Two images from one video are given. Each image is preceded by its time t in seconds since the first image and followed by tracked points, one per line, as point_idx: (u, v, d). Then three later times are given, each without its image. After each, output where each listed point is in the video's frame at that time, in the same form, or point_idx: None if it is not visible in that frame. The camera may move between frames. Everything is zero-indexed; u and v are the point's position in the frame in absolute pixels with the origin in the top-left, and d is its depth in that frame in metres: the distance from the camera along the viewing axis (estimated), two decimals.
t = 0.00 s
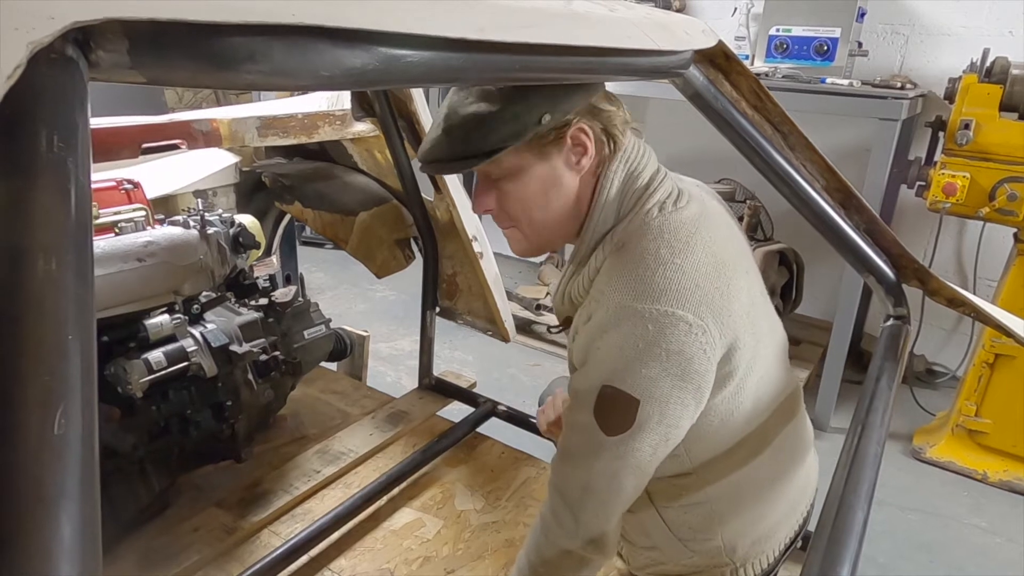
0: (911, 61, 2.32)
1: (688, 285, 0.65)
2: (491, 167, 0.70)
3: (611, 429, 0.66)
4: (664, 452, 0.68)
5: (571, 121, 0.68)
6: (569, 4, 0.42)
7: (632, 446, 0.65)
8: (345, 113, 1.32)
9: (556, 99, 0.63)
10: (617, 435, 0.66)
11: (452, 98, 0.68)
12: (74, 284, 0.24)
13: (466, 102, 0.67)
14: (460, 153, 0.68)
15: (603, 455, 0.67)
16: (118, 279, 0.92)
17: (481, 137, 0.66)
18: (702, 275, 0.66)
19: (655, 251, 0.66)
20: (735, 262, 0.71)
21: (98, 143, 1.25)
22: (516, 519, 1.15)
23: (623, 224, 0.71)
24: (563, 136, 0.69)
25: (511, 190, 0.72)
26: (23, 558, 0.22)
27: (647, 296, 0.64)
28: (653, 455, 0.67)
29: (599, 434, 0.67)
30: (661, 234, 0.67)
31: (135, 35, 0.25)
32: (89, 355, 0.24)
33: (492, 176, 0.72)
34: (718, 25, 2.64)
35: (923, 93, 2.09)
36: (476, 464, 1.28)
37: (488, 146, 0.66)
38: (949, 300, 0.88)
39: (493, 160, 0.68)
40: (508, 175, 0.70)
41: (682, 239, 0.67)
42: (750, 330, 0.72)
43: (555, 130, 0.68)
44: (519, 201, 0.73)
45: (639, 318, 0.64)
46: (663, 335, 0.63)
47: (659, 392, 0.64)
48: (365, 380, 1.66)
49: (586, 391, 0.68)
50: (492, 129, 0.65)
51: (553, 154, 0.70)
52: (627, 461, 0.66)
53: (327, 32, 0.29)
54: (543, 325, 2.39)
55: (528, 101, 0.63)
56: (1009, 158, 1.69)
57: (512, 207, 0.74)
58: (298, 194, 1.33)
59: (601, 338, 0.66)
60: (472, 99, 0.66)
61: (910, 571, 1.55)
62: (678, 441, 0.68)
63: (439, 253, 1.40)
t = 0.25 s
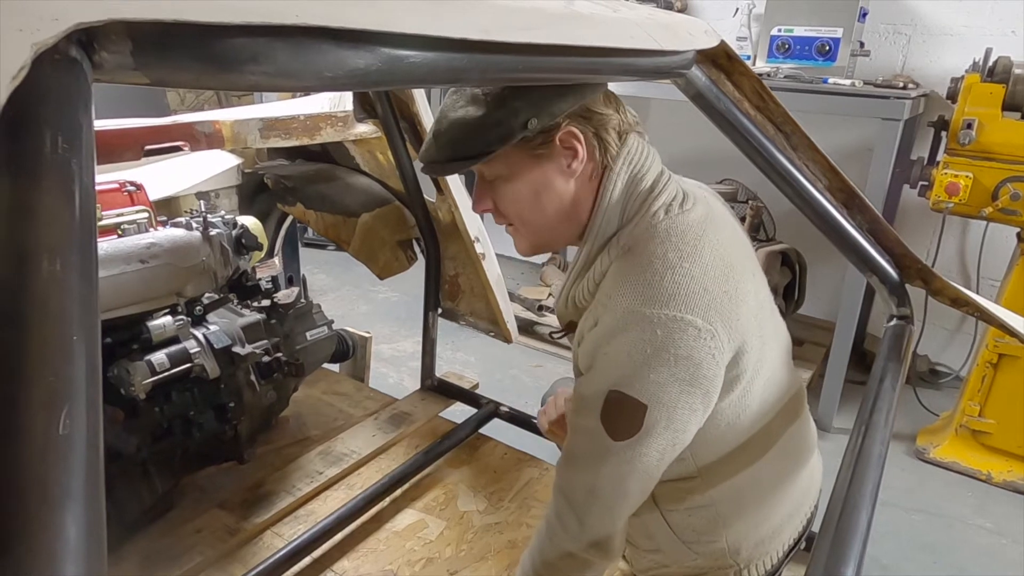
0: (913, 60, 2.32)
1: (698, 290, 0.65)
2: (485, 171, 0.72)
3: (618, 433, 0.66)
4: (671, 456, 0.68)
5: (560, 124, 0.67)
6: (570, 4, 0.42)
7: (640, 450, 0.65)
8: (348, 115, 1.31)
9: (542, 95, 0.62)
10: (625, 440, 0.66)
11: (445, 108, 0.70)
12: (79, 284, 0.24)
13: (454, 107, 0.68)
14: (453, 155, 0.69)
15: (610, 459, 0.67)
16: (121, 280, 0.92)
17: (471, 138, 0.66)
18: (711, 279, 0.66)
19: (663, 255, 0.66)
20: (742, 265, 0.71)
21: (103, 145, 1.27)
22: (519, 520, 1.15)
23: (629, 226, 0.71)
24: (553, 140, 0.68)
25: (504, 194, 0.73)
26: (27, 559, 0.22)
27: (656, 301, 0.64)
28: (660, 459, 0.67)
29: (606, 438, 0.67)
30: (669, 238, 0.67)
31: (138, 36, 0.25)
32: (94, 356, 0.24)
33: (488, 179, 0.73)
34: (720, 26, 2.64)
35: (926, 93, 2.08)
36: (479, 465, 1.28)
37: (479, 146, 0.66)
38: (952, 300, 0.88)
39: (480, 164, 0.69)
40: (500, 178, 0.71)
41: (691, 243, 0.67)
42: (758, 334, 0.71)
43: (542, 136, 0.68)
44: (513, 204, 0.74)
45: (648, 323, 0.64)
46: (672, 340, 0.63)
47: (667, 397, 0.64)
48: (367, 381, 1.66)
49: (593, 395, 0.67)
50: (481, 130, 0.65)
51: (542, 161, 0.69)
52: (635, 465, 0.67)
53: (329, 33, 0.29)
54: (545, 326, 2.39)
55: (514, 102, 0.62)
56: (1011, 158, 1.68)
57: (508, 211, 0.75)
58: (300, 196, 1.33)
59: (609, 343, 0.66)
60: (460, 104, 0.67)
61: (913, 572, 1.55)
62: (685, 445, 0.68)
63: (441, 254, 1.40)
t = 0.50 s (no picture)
0: (914, 59, 2.32)
1: (713, 296, 0.65)
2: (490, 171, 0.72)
3: (631, 437, 0.66)
4: (682, 461, 0.67)
5: (562, 124, 0.67)
6: (572, 2, 0.42)
7: (652, 456, 0.65)
8: (348, 114, 1.31)
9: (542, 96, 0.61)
10: (638, 444, 0.65)
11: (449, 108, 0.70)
12: (79, 283, 0.24)
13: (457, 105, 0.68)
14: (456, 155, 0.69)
15: (621, 464, 0.67)
16: (120, 280, 0.92)
17: (472, 138, 0.66)
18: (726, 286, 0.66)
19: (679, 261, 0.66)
20: (756, 271, 0.71)
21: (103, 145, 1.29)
22: (519, 519, 1.15)
23: (642, 229, 0.70)
24: (556, 140, 0.68)
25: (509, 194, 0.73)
26: (25, 558, 0.22)
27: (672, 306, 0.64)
28: (671, 464, 0.67)
29: (619, 444, 0.66)
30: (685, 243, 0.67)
31: (137, 33, 0.25)
32: (93, 355, 0.24)
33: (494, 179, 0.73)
34: (720, 25, 2.63)
35: (927, 92, 2.08)
36: (479, 464, 1.28)
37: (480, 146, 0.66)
38: (953, 299, 0.88)
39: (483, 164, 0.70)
40: (504, 178, 0.72)
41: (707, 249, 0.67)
42: (770, 340, 0.71)
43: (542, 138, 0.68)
44: (518, 203, 0.74)
45: (664, 328, 0.63)
46: (688, 347, 0.63)
47: (681, 403, 0.63)
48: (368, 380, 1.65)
49: (606, 399, 0.67)
50: (482, 131, 0.65)
51: (545, 161, 0.69)
52: (646, 469, 0.66)
53: (330, 30, 0.29)
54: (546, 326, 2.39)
55: (514, 102, 0.62)
56: (1012, 157, 1.68)
57: (515, 209, 0.75)
58: (300, 195, 1.33)
59: (623, 348, 0.65)
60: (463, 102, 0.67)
61: (914, 572, 1.55)
62: (696, 450, 0.68)
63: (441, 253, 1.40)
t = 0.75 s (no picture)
0: (914, 58, 2.32)
1: (737, 300, 0.65)
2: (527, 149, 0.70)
3: (648, 437, 0.65)
4: (696, 462, 0.68)
5: (615, 105, 0.67)
6: (572, 1, 0.42)
7: (667, 457, 0.65)
8: (347, 114, 1.30)
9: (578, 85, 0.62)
10: (655, 444, 0.65)
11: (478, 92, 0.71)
12: (78, 283, 0.24)
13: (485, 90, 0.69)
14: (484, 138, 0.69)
15: (637, 463, 0.67)
16: (119, 280, 0.92)
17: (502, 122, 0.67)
18: (749, 290, 0.67)
19: (704, 263, 0.66)
20: (775, 276, 0.72)
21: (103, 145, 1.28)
22: (519, 519, 1.15)
23: (665, 227, 0.71)
24: (606, 120, 0.68)
25: (549, 174, 0.71)
26: (25, 557, 0.22)
27: (696, 308, 0.64)
28: (685, 465, 0.67)
29: (634, 442, 0.66)
30: (709, 245, 0.67)
31: (136, 32, 0.25)
32: (92, 354, 0.24)
33: (531, 159, 0.71)
34: (720, 24, 2.63)
35: (926, 91, 2.08)
36: (480, 464, 1.28)
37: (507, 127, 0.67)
38: (952, 298, 0.88)
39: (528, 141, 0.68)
40: (545, 157, 0.70)
41: (731, 253, 0.67)
42: (786, 346, 0.72)
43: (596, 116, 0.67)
44: (555, 185, 0.72)
45: (687, 330, 0.64)
46: (710, 349, 0.63)
47: (701, 405, 0.64)
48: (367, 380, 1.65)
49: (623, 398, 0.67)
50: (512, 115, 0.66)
51: (594, 141, 0.69)
52: (661, 470, 0.66)
53: (329, 29, 0.29)
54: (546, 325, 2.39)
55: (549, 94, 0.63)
56: (1011, 155, 1.69)
57: (550, 192, 0.73)
58: (300, 195, 1.33)
59: (644, 347, 0.66)
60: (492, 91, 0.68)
61: (914, 571, 1.55)
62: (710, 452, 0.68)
63: (441, 253, 1.40)
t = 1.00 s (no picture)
0: (913, 58, 2.32)
1: (713, 289, 0.65)
2: (567, 141, 0.67)
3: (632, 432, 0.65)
4: (684, 461, 0.67)
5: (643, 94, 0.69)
6: (572, 2, 0.42)
7: (651, 453, 0.65)
8: (347, 113, 1.31)
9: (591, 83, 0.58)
10: (638, 438, 0.65)
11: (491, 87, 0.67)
12: (79, 284, 0.24)
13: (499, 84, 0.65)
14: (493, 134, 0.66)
15: (620, 458, 0.67)
16: (119, 280, 0.92)
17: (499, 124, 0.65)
18: (729, 281, 0.66)
19: (683, 253, 0.66)
20: (763, 269, 0.70)
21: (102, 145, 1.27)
22: (519, 519, 1.15)
23: (653, 222, 0.71)
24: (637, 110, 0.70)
25: (586, 168, 0.69)
26: (26, 558, 0.22)
27: (670, 297, 0.64)
28: (672, 464, 0.66)
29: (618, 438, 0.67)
30: (692, 235, 0.67)
31: (136, 32, 0.25)
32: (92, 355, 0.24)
33: (564, 154, 0.68)
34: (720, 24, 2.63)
35: (926, 91, 2.08)
36: (479, 464, 1.28)
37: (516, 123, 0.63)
38: (952, 298, 0.88)
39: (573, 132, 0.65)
40: (584, 150, 0.68)
41: (713, 243, 0.67)
42: (774, 341, 0.71)
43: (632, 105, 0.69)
44: (592, 180, 0.70)
45: (661, 319, 0.64)
46: (684, 338, 0.63)
47: (678, 397, 0.63)
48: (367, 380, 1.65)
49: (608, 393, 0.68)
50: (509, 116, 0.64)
51: (627, 130, 0.70)
52: (645, 466, 0.66)
53: (329, 30, 0.29)
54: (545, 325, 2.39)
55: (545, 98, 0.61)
56: (1010, 156, 1.69)
57: (583, 189, 0.71)
58: (300, 195, 1.34)
59: (623, 337, 0.66)
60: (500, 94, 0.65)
61: (914, 571, 1.54)
62: (698, 451, 0.67)
63: (440, 253, 1.40)
